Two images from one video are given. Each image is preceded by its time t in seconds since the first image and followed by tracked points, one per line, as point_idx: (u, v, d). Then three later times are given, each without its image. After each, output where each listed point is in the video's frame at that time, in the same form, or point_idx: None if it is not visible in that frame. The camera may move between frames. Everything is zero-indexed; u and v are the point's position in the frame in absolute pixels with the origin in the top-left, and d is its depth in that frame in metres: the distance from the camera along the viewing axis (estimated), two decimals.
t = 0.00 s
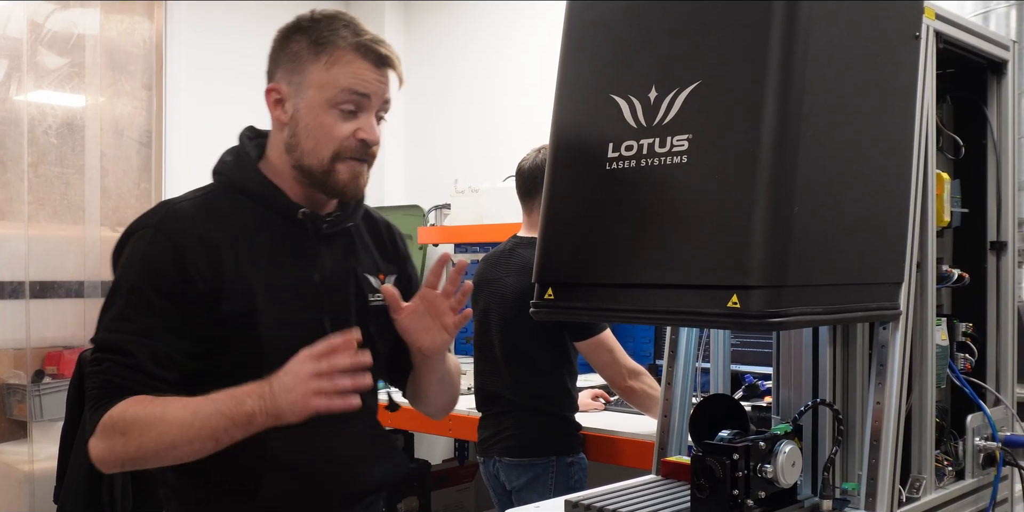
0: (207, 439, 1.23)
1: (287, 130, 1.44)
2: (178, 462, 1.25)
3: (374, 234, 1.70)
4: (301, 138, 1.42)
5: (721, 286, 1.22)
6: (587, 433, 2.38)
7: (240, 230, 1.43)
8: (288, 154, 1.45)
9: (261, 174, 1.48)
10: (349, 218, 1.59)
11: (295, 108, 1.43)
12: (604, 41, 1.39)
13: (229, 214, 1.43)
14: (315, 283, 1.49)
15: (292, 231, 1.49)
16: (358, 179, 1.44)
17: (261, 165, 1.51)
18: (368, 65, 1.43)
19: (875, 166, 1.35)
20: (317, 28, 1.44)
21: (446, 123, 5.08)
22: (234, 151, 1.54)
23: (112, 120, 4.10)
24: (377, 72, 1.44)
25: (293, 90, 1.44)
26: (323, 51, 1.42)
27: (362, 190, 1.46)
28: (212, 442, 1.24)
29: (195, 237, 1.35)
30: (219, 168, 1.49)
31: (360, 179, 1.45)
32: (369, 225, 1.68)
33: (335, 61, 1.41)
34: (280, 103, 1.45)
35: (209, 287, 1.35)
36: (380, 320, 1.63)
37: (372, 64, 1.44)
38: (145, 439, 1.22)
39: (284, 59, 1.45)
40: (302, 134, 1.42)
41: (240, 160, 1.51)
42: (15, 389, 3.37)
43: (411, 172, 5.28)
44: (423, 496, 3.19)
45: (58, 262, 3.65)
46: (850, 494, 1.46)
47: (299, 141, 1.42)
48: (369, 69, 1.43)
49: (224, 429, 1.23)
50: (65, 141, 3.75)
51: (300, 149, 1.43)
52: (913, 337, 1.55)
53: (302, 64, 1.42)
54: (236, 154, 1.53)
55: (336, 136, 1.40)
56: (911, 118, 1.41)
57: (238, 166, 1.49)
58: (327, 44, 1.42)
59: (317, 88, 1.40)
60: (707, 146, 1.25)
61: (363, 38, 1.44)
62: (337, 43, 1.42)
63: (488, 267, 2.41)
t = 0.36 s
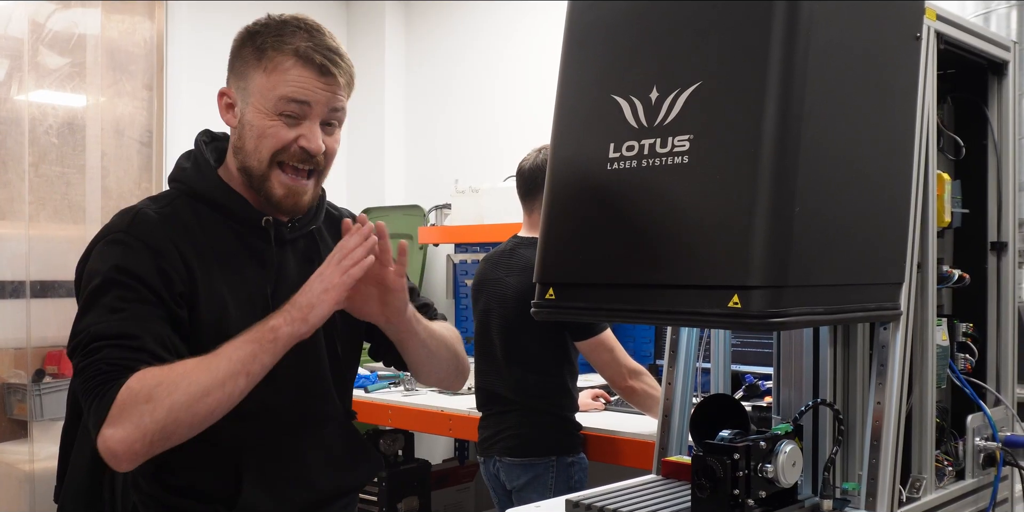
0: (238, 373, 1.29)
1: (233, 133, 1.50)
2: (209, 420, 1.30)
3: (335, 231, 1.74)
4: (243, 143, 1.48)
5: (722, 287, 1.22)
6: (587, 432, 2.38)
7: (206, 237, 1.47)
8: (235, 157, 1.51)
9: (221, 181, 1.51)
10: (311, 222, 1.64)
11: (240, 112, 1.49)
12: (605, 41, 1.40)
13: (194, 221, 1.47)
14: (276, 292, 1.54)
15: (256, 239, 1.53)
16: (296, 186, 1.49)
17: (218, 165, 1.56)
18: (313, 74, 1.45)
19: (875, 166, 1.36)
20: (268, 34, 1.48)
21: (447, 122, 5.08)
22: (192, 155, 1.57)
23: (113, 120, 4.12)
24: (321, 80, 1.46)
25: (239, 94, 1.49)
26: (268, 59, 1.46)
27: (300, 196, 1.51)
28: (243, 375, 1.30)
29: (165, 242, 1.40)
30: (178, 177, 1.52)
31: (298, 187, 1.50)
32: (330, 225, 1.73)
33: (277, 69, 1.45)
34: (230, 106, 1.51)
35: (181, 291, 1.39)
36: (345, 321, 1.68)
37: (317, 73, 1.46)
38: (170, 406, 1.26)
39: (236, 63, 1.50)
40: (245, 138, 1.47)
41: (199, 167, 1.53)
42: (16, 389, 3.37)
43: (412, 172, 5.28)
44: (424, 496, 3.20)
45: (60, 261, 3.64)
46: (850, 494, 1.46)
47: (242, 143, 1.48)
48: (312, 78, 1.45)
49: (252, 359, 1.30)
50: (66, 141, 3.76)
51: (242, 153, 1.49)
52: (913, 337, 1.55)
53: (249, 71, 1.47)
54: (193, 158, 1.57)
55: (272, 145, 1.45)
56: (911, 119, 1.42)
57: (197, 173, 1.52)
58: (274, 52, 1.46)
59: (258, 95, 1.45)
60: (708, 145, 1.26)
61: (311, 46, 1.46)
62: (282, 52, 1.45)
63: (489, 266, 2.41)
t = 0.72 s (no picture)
0: (146, 440, 1.20)
1: (266, 132, 1.49)
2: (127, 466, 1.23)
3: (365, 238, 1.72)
4: (276, 141, 1.47)
5: (721, 285, 1.22)
6: (586, 431, 2.38)
7: (227, 239, 1.45)
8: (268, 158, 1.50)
9: (249, 179, 1.50)
10: (340, 223, 1.61)
11: (272, 110, 1.49)
12: (604, 39, 1.39)
13: (217, 222, 1.45)
14: (305, 292, 1.51)
15: (284, 238, 1.51)
16: (332, 183, 1.46)
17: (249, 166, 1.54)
18: (342, 68, 1.45)
19: (874, 165, 1.36)
20: (296, 32, 1.49)
21: (445, 122, 5.07)
22: (223, 154, 1.56)
23: (111, 119, 4.06)
24: (352, 74, 1.46)
25: (270, 93, 1.50)
26: (298, 55, 1.46)
27: (338, 192, 1.47)
28: (150, 443, 1.20)
29: (176, 246, 1.38)
30: (211, 173, 1.52)
31: (335, 184, 1.47)
32: (359, 227, 1.71)
33: (308, 63, 1.45)
34: (262, 106, 1.52)
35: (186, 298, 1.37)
36: (369, 325, 1.65)
37: (347, 67, 1.46)
38: (122, 425, 1.21)
39: (267, 63, 1.51)
40: (278, 138, 1.46)
41: (230, 166, 1.52)
42: (13, 389, 3.40)
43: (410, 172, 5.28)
44: (421, 495, 3.20)
45: (56, 260, 3.65)
46: (849, 492, 1.46)
47: (275, 143, 1.47)
48: (343, 72, 1.45)
49: (161, 429, 1.19)
50: (63, 141, 3.76)
51: (275, 152, 1.47)
52: (912, 335, 1.55)
53: (280, 68, 1.48)
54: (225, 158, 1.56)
55: (306, 140, 1.44)
56: (909, 118, 1.42)
57: (227, 171, 1.51)
58: (303, 47, 1.46)
59: (290, 91, 1.45)
60: (707, 143, 1.26)
61: (340, 40, 1.47)
62: (312, 47, 1.46)
63: (487, 265, 2.41)
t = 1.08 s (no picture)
0: (186, 434, 1.20)
1: (247, 122, 1.50)
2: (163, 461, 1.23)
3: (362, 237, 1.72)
4: (257, 130, 1.47)
5: (718, 283, 1.22)
6: (582, 431, 2.38)
7: (227, 230, 1.45)
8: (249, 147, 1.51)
9: (243, 172, 1.50)
10: (332, 215, 1.61)
11: (253, 100, 1.49)
12: (601, 38, 1.39)
13: (212, 213, 1.45)
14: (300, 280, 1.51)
15: (279, 227, 1.51)
16: (310, 170, 1.47)
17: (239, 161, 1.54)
18: (322, 56, 1.46)
19: (870, 164, 1.36)
20: (277, 21, 1.50)
21: (441, 122, 5.07)
22: (216, 155, 1.56)
23: (107, 119, 4.05)
24: (331, 63, 1.47)
25: (252, 82, 1.50)
26: (277, 43, 1.47)
27: (316, 180, 1.48)
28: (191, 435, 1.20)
29: (178, 237, 1.38)
30: (207, 172, 1.51)
31: (313, 172, 1.48)
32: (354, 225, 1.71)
33: (288, 51, 1.46)
34: (245, 96, 1.52)
35: (192, 286, 1.36)
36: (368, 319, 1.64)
37: (326, 55, 1.47)
38: (158, 421, 1.20)
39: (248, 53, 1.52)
40: (259, 127, 1.47)
41: (223, 164, 1.52)
42: (9, 388, 3.39)
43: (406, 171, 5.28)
44: (418, 495, 3.20)
45: (52, 260, 3.63)
46: (845, 490, 1.45)
47: (256, 132, 1.48)
48: (322, 61, 1.46)
49: (202, 423, 1.19)
50: (59, 140, 3.75)
51: (256, 140, 1.48)
52: (908, 334, 1.55)
53: (260, 57, 1.49)
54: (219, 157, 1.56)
55: (285, 127, 1.44)
56: (906, 117, 1.42)
57: (221, 167, 1.51)
58: (283, 36, 1.47)
59: (270, 79, 1.45)
60: (704, 142, 1.25)
61: (320, 30, 1.48)
62: (291, 35, 1.46)
63: (483, 265, 2.41)
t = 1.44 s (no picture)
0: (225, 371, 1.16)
1: (226, 130, 1.49)
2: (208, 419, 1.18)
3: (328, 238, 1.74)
4: (238, 141, 1.47)
5: (718, 281, 1.22)
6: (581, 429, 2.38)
7: (211, 226, 1.45)
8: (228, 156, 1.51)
9: (218, 171, 1.50)
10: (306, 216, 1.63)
11: (232, 109, 1.49)
12: (600, 35, 1.39)
13: (196, 210, 1.45)
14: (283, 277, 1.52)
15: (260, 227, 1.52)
16: (294, 183, 1.49)
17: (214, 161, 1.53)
18: (303, 68, 1.46)
19: (869, 161, 1.36)
20: (255, 29, 1.48)
21: (440, 121, 5.07)
22: (187, 155, 1.54)
23: (105, 117, 4.11)
24: (312, 74, 1.46)
25: (230, 90, 1.49)
26: (257, 54, 1.45)
27: (299, 192, 1.50)
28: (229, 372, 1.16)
29: (172, 229, 1.36)
30: (179, 173, 1.50)
31: (296, 184, 1.49)
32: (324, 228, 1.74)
33: (268, 63, 1.45)
34: (222, 103, 1.50)
35: (193, 276, 1.36)
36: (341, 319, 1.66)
37: (307, 67, 1.46)
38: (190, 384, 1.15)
39: (224, 60, 1.50)
40: (239, 137, 1.47)
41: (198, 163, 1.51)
42: (7, 388, 3.42)
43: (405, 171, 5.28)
44: (417, 494, 3.20)
45: (50, 260, 3.63)
46: (844, 489, 1.45)
47: (237, 143, 1.48)
48: (303, 73, 1.45)
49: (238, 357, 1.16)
50: (57, 139, 3.75)
51: (238, 151, 1.48)
52: (906, 332, 1.56)
53: (239, 67, 1.47)
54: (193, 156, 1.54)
55: (267, 141, 1.45)
56: (905, 115, 1.42)
57: (196, 166, 1.50)
58: (263, 46, 1.46)
59: (251, 91, 1.44)
60: (703, 140, 1.25)
61: (300, 40, 1.47)
62: (272, 47, 1.45)
63: (482, 263, 2.40)
